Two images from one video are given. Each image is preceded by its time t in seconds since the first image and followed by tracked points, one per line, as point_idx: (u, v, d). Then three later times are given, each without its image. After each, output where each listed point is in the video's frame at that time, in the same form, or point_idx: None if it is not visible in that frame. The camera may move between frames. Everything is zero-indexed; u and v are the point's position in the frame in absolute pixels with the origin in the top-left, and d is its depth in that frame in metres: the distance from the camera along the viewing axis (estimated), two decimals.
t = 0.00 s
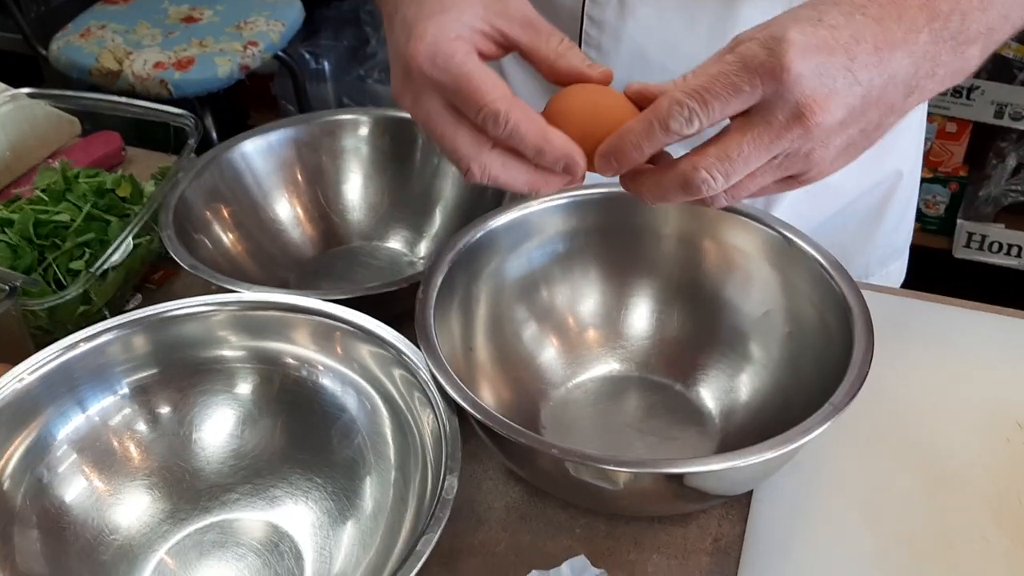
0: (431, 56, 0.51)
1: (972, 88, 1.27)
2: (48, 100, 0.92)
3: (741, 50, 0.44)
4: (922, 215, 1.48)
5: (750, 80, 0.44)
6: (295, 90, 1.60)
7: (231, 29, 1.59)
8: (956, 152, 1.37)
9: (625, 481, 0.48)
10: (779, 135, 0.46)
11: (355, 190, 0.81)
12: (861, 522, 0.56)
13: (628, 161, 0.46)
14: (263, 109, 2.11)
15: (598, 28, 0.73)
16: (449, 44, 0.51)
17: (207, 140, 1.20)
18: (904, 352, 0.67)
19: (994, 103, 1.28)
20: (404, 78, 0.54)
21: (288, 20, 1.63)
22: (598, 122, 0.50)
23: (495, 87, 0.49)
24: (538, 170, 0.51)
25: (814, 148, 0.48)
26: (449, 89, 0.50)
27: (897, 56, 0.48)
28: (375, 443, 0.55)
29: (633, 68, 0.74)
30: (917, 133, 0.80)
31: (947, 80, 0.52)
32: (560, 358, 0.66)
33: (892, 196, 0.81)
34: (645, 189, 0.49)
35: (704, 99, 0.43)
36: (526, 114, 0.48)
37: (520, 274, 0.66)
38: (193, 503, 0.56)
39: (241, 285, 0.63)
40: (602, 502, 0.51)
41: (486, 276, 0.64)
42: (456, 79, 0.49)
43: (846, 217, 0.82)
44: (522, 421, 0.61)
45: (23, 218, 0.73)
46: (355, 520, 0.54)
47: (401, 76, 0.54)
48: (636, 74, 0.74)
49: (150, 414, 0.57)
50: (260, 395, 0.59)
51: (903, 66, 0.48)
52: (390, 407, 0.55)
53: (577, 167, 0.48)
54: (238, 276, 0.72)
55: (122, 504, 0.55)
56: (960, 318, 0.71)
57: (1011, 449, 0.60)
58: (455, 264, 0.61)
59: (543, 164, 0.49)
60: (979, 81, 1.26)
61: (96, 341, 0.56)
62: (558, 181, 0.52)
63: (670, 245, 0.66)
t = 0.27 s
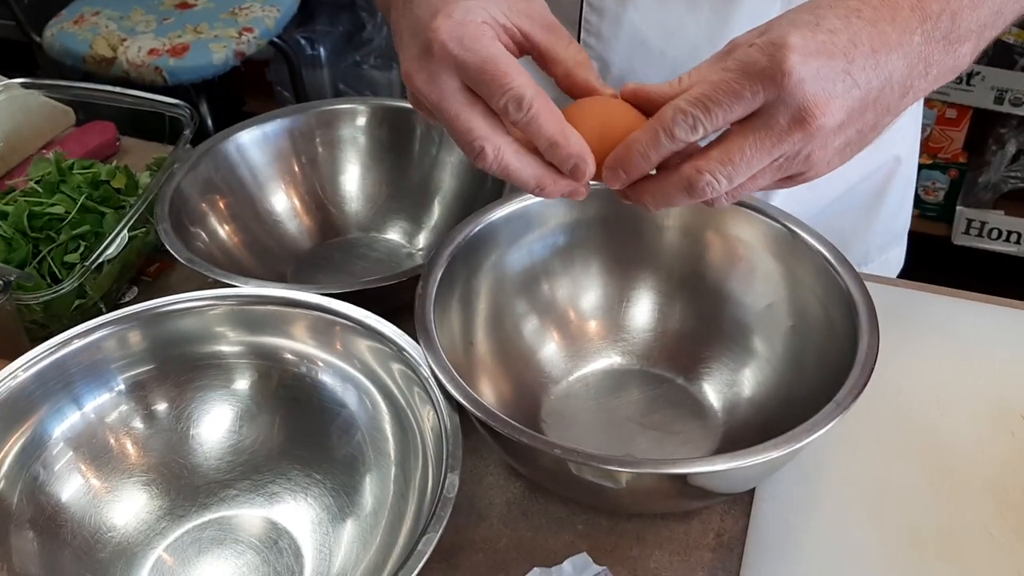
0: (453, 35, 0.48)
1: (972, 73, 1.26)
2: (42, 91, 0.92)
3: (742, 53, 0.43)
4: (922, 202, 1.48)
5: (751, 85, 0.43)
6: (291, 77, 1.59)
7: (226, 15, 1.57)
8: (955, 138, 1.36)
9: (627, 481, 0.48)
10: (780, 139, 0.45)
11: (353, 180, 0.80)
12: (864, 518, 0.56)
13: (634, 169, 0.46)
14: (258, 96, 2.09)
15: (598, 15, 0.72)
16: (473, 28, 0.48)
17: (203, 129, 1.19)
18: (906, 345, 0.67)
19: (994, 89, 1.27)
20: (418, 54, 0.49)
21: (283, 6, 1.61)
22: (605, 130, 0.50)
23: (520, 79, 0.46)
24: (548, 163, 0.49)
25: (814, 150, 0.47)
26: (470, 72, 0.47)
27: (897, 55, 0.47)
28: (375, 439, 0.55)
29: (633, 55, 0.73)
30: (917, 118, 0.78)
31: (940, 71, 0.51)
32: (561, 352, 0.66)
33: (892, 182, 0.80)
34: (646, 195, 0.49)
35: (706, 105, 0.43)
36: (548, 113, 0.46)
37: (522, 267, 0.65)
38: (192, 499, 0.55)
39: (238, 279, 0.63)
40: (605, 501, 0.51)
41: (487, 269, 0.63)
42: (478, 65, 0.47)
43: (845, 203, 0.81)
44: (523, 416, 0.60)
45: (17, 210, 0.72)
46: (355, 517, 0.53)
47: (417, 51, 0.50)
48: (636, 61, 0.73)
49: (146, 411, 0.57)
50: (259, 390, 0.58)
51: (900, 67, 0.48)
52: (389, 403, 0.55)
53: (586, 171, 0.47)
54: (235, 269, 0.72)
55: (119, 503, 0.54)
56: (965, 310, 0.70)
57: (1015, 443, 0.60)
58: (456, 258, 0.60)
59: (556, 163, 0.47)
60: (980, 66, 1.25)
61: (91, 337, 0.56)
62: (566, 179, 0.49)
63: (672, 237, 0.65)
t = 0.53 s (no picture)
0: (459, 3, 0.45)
1: (966, 61, 1.25)
2: (31, 82, 0.91)
3: (735, 20, 0.43)
4: (916, 190, 1.47)
5: (745, 51, 0.42)
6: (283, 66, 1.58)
7: (217, 4, 1.56)
8: (950, 126, 1.36)
9: (621, 473, 0.47)
10: (775, 105, 0.44)
11: (344, 170, 0.80)
12: (859, 508, 0.56)
13: (633, 147, 0.46)
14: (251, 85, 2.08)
15: None
16: None
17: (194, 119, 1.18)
18: (901, 334, 0.67)
19: (989, 77, 1.26)
20: (420, 26, 0.47)
21: None
22: (605, 108, 0.49)
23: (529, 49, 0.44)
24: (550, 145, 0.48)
25: (811, 120, 0.47)
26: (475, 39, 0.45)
27: (892, 27, 0.47)
28: (367, 432, 0.54)
29: (627, 41, 0.72)
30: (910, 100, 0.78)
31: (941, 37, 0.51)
32: (554, 343, 0.65)
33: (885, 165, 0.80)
34: (646, 171, 0.48)
35: (701, 75, 0.43)
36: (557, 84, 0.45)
37: (515, 258, 0.65)
38: (183, 493, 0.55)
39: (228, 270, 0.62)
40: (599, 493, 0.50)
41: (479, 260, 0.63)
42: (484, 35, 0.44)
43: (840, 189, 0.81)
44: (516, 408, 0.60)
45: (5, 202, 0.72)
46: (347, 510, 0.53)
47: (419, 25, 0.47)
48: (630, 48, 0.72)
49: (136, 404, 0.56)
50: (249, 383, 0.58)
51: (897, 38, 0.48)
52: (381, 395, 0.54)
53: (599, 139, 0.45)
54: (226, 260, 0.71)
55: (109, 497, 0.54)
56: (961, 299, 0.70)
57: (1011, 433, 0.60)
58: (448, 249, 0.59)
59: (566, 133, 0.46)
60: (975, 53, 1.24)
61: (79, 330, 0.55)
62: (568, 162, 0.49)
63: (666, 226, 0.65)
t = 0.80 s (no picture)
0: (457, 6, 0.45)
1: (959, 53, 1.26)
2: (24, 78, 0.91)
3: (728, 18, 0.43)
4: (910, 182, 1.48)
5: (741, 51, 0.42)
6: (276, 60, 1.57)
7: None
8: (943, 119, 1.36)
9: (615, 466, 0.48)
10: (775, 102, 0.44)
11: (338, 165, 0.80)
12: (852, 500, 0.56)
13: (642, 167, 0.46)
14: (244, 79, 2.08)
15: None
16: None
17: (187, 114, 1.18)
18: (893, 326, 0.67)
19: (981, 69, 1.27)
20: (418, 30, 0.47)
21: None
22: (602, 108, 0.49)
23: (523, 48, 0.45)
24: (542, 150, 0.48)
25: (812, 113, 0.47)
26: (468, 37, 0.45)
27: (886, 15, 0.47)
28: (362, 426, 0.55)
29: (626, 35, 0.72)
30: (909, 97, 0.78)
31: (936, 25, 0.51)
32: (548, 337, 0.65)
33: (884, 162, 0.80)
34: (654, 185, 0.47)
35: (699, 81, 0.43)
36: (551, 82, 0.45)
37: (508, 252, 0.65)
38: (179, 488, 0.55)
39: (223, 266, 0.62)
40: (593, 486, 0.51)
41: (473, 254, 0.63)
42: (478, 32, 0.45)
43: (838, 184, 0.81)
44: (511, 401, 0.60)
45: None
46: (342, 504, 0.53)
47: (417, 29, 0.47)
48: (629, 43, 0.72)
49: (132, 400, 0.57)
50: (245, 378, 0.58)
51: (891, 26, 0.48)
52: (376, 390, 0.55)
53: (594, 139, 0.46)
54: (220, 256, 0.71)
55: (106, 492, 0.54)
56: (952, 291, 0.70)
57: (1001, 424, 0.60)
58: (442, 244, 0.60)
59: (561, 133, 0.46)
60: (968, 45, 1.25)
61: (74, 326, 0.55)
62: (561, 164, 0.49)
63: (659, 220, 0.65)
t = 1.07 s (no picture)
0: (389, 18, 0.56)
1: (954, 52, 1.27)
2: (23, 78, 0.91)
3: None
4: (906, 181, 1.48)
5: None
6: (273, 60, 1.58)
7: None
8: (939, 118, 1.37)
9: (611, 463, 0.48)
10: None
11: (337, 166, 0.80)
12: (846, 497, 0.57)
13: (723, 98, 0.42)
14: (241, 79, 2.08)
15: None
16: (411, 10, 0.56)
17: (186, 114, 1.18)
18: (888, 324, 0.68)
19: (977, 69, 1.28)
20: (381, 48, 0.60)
21: None
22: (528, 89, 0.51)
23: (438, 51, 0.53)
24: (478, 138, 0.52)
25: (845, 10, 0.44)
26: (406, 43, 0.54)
27: None
28: (361, 425, 0.55)
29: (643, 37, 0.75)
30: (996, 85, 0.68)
31: None
32: (545, 336, 0.66)
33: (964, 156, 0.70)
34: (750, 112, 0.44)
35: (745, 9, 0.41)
36: (460, 75, 0.50)
37: (506, 252, 0.65)
38: (180, 486, 0.56)
39: (223, 266, 0.63)
40: (590, 483, 0.51)
41: (471, 254, 0.63)
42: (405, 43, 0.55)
43: (896, 191, 0.70)
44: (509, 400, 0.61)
45: None
46: (342, 502, 0.54)
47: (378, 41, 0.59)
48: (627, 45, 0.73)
49: (133, 399, 0.57)
50: (245, 378, 0.58)
51: None
52: (375, 389, 0.55)
53: (507, 127, 0.48)
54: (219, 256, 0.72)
55: (107, 490, 0.54)
56: (945, 291, 0.71)
57: (993, 422, 0.61)
58: (440, 244, 0.60)
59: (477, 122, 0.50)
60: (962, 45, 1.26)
61: (76, 326, 0.55)
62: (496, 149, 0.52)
63: (655, 220, 0.66)
